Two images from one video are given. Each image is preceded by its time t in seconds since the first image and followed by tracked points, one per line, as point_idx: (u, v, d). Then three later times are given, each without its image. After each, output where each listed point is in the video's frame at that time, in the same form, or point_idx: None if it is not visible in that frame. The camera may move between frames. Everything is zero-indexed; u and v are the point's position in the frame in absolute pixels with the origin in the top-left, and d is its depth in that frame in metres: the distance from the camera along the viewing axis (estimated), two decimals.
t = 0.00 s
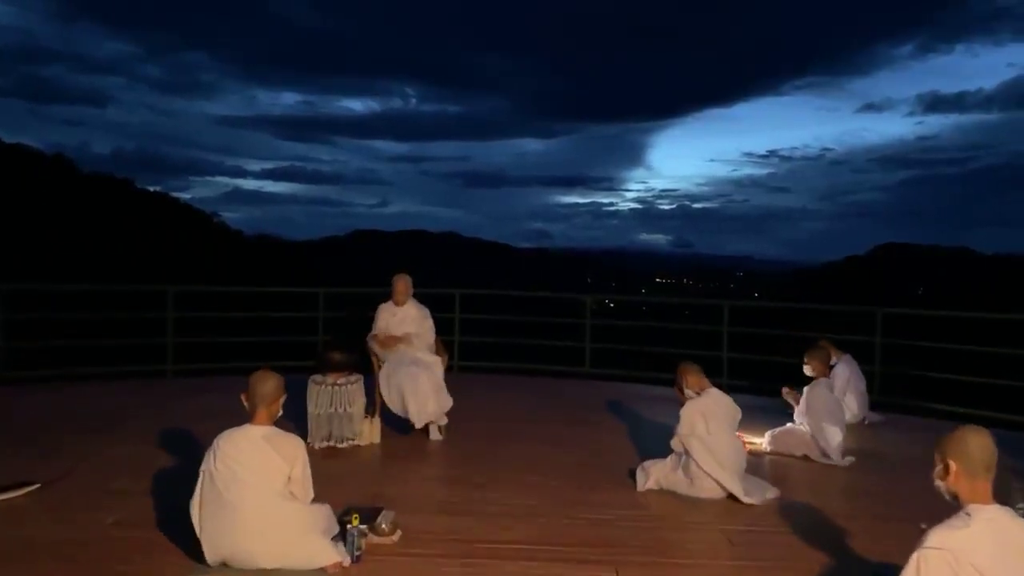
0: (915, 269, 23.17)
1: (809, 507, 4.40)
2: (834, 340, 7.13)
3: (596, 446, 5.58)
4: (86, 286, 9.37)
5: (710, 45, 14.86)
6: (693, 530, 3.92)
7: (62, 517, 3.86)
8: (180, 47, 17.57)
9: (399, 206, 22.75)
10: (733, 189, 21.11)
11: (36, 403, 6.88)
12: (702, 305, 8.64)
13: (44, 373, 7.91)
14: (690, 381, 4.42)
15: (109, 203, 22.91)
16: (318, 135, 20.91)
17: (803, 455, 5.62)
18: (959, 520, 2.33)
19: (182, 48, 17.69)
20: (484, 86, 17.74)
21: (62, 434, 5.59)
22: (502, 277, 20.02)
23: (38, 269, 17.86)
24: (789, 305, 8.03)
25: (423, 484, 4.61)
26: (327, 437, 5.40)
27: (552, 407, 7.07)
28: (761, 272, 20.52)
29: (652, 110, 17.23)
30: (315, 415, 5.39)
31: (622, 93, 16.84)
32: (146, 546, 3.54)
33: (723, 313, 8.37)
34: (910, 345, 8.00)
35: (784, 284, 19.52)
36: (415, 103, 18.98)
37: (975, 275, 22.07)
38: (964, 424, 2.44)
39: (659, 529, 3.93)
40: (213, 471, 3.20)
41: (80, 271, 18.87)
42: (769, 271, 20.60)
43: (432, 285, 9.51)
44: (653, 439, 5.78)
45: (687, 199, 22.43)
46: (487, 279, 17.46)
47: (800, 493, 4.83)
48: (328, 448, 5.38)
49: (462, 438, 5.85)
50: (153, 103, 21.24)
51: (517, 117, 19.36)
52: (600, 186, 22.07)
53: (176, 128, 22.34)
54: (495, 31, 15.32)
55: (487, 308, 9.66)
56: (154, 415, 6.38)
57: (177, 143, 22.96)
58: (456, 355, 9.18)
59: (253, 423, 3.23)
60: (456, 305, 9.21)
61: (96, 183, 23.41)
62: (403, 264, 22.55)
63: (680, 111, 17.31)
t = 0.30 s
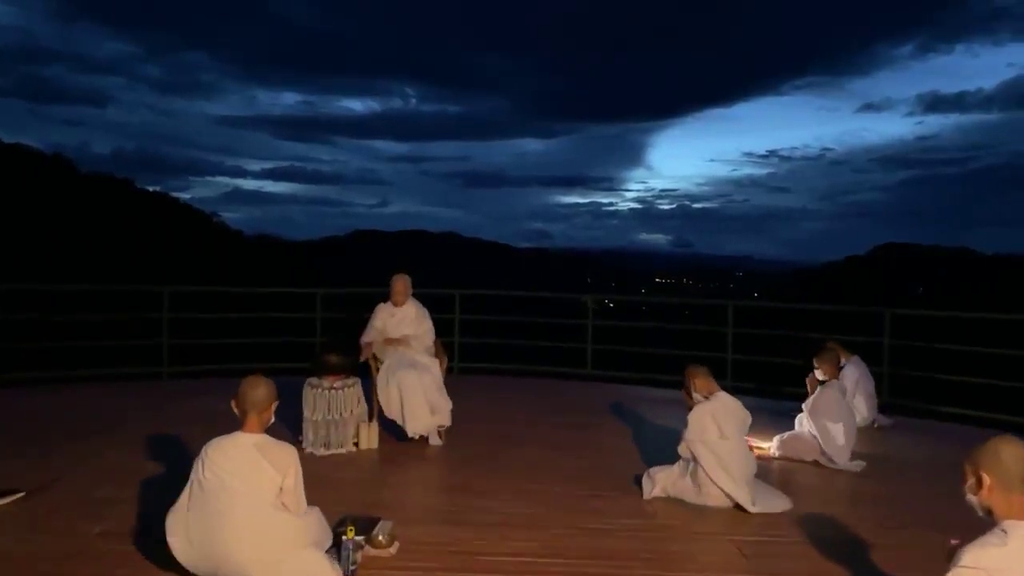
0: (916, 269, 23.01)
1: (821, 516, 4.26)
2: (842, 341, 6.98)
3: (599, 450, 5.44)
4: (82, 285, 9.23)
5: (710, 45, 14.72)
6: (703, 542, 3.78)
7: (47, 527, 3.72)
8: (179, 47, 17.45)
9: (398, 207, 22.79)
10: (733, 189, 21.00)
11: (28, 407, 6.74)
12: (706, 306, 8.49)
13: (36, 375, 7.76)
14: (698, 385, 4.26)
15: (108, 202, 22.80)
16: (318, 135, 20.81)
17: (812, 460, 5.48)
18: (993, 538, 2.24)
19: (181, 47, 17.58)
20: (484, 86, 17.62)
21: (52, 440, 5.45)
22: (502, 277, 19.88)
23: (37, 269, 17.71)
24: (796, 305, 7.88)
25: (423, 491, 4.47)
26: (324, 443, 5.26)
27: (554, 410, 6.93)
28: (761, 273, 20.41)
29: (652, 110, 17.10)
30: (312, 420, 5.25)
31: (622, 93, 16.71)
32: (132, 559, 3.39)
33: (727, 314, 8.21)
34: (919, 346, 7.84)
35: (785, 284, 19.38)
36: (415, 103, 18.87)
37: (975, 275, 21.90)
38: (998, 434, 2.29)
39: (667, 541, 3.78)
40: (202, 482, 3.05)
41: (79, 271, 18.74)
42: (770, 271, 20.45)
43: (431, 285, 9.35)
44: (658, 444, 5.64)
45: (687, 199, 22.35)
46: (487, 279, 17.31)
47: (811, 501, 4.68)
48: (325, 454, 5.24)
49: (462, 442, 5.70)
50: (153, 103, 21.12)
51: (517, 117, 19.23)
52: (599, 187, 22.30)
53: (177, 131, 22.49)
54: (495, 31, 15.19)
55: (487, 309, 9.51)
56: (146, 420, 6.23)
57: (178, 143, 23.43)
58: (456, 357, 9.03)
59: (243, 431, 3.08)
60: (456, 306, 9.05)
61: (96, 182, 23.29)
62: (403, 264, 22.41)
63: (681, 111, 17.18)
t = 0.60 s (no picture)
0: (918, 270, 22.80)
1: (834, 530, 4.09)
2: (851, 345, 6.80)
3: (603, 458, 5.26)
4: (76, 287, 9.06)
5: (711, 45, 14.53)
6: (712, 559, 3.61)
7: (26, 544, 3.55)
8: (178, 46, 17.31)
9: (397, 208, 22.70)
10: (734, 189, 20.86)
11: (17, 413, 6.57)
12: (711, 309, 8.30)
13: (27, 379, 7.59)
14: (707, 393, 4.08)
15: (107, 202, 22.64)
16: (319, 135, 20.65)
17: (822, 468, 5.31)
18: None
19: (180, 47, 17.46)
20: (484, 86, 17.45)
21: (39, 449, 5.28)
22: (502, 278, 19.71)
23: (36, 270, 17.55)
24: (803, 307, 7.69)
25: (419, 503, 4.30)
26: (318, 451, 5.10)
27: (555, 415, 6.77)
28: (763, 273, 20.16)
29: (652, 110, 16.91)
30: (306, 428, 5.08)
31: (622, 93, 16.54)
32: None
33: (733, 316, 8.03)
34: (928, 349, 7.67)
35: (787, 285, 19.20)
36: (415, 103, 18.70)
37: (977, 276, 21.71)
38: None
39: (675, 558, 3.61)
40: (184, 498, 2.88)
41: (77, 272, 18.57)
42: (771, 272, 20.26)
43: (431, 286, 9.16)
44: (664, 452, 5.47)
45: (688, 199, 22.22)
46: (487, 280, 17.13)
47: (823, 513, 4.51)
48: (320, 463, 5.07)
49: (460, 450, 5.54)
50: (153, 103, 21.00)
51: (517, 117, 19.06)
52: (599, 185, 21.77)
53: (176, 132, 22.42)
54: (494, 30, 15.02)
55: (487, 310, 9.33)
56: (136, 429, 6.05)
57: (177, 144, 23.18)
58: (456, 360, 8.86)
59: (229, 444, 2.91)
60: (456, 308, 8.87)
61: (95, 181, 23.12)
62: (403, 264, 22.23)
63: (682, 111, 16.99)
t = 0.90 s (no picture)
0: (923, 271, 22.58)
1: (853, 539, 3.91)
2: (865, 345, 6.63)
3: (610, 462, 5.10)
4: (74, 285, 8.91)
5: (714, 45, 14.36)
6: (728, 569, 3.43)
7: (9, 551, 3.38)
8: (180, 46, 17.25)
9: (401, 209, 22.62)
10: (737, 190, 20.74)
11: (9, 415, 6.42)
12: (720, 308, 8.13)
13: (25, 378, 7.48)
14: (722, 394, 3.91)
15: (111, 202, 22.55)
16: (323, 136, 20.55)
17: (839, 472, 5.13)
18: None
19: (182, 46, 17.40)
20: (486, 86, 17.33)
21: (30, 452, 5.12)
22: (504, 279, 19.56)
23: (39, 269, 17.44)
24: (814, 306, 7.53)
25: (420, 507, 4.15)
26: (316, 454, 4.94)
27: (561, 417, 6.61)
28: (768, 274, 19.98)
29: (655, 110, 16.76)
30: (303, 429, 4.93)
31: (625, 93, 16.40)
32: None
33: (742, 315, 7.86)
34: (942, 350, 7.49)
35: (791, 286, 19.03)
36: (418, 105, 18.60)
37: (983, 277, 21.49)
38: None
39: (687, 567, 3.44)
40: (171, 504, 2.72)
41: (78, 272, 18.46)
42: (775, 274, 20.09)
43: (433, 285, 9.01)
44: (674, 455, 5.30)
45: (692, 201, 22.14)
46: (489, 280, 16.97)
47: (840, 519, 4.34)
48: (318, 466, 4.92)
49: (463, 453, 5.36)
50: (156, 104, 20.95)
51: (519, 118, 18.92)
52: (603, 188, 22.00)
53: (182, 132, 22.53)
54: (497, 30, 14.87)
55: (491, 310, 9.18)
56: (132, 431, 5.90)
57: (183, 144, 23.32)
58: (459, 360, 8.71)
59: (219, 446, 2.75)
60: (459, 306, 8.73)
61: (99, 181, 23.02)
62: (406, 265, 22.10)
63: (685, 111, 16.84)
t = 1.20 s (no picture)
0: (930, 271, 22.37)
1: (884, 544, 3.69)
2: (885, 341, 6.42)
3: (623, 462, 4.89)
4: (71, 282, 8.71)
5: (720, 45, 14.10)
6: None
7: None
8: (183, 46, 17.09)
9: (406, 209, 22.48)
10: (742, 190, 20.57)
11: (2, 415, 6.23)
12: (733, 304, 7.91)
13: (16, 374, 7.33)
14: (748, 389, 3.68)
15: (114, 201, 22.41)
16: (328, 136, 20.39)
17: (863, 473, 4.91)
18: None
19: (185, 46, 17.22)
20: (490, 85, 17.13)
21: (19, 454, 4.92)
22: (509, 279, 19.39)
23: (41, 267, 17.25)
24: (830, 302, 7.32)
25: (425, 509, 3.95)
26: (316, 453, 4.74)
27: (570, 416, 6.41)
28: (776, 275, 19.70)
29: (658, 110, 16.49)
30: (303, 427, 4.73)
31: (631, 93, 16.18)
32: None
33: (756, 311, 7.65)
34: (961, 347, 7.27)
35: (798, 286, 18.82)
36: (423, 105, 18.45)
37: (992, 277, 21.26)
38: None
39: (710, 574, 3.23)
40: (156, 507, 2.51)
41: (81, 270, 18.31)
42: (781, 274, 19.89)
43: (438, 281, 8.82)
44: (690, 456, 5.09)
45: (697, 201, 21.97)
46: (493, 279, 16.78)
47: (867, 522, 4.12)
48: (319, 465, 4.72)
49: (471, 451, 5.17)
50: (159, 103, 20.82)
51: (523, 116, 18.70)
52: (607, 189, 22.14)
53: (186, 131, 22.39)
54: (502, 30, 14.63)
55: (497, 307, 8.98)
56: (127, 430, 5.70)
57: (188, 144, 23.29)
58: (464, 358, 8.52)
59: (208, 444, 2.55)
60: (465, 303, 8.54)
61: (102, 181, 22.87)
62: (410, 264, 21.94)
63: (692, 111, 16.63)
